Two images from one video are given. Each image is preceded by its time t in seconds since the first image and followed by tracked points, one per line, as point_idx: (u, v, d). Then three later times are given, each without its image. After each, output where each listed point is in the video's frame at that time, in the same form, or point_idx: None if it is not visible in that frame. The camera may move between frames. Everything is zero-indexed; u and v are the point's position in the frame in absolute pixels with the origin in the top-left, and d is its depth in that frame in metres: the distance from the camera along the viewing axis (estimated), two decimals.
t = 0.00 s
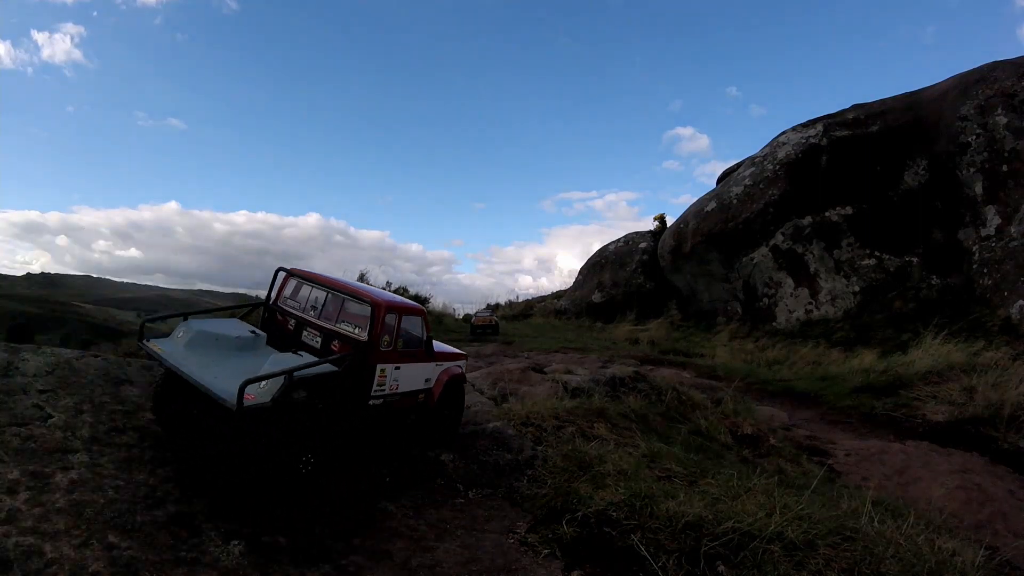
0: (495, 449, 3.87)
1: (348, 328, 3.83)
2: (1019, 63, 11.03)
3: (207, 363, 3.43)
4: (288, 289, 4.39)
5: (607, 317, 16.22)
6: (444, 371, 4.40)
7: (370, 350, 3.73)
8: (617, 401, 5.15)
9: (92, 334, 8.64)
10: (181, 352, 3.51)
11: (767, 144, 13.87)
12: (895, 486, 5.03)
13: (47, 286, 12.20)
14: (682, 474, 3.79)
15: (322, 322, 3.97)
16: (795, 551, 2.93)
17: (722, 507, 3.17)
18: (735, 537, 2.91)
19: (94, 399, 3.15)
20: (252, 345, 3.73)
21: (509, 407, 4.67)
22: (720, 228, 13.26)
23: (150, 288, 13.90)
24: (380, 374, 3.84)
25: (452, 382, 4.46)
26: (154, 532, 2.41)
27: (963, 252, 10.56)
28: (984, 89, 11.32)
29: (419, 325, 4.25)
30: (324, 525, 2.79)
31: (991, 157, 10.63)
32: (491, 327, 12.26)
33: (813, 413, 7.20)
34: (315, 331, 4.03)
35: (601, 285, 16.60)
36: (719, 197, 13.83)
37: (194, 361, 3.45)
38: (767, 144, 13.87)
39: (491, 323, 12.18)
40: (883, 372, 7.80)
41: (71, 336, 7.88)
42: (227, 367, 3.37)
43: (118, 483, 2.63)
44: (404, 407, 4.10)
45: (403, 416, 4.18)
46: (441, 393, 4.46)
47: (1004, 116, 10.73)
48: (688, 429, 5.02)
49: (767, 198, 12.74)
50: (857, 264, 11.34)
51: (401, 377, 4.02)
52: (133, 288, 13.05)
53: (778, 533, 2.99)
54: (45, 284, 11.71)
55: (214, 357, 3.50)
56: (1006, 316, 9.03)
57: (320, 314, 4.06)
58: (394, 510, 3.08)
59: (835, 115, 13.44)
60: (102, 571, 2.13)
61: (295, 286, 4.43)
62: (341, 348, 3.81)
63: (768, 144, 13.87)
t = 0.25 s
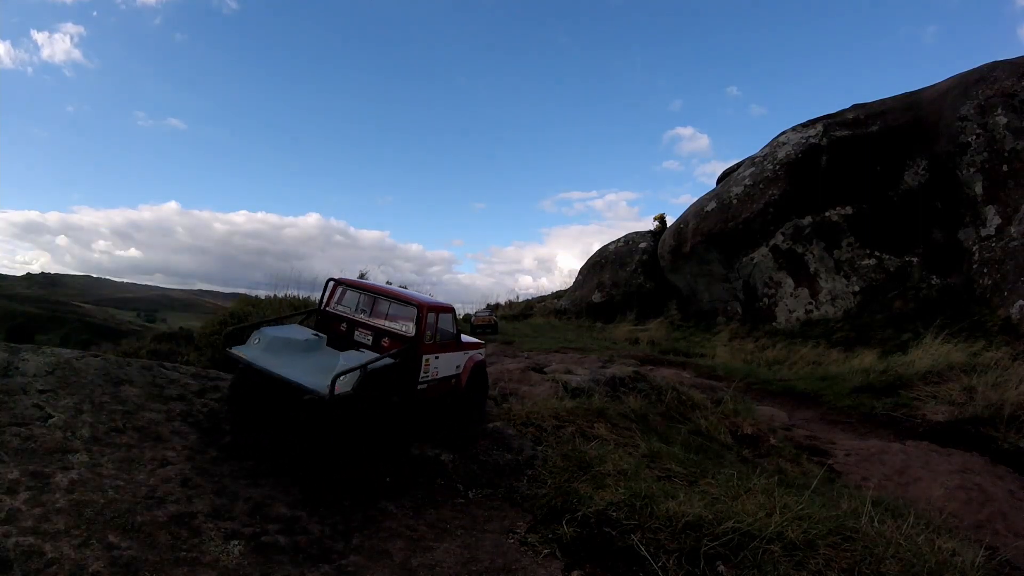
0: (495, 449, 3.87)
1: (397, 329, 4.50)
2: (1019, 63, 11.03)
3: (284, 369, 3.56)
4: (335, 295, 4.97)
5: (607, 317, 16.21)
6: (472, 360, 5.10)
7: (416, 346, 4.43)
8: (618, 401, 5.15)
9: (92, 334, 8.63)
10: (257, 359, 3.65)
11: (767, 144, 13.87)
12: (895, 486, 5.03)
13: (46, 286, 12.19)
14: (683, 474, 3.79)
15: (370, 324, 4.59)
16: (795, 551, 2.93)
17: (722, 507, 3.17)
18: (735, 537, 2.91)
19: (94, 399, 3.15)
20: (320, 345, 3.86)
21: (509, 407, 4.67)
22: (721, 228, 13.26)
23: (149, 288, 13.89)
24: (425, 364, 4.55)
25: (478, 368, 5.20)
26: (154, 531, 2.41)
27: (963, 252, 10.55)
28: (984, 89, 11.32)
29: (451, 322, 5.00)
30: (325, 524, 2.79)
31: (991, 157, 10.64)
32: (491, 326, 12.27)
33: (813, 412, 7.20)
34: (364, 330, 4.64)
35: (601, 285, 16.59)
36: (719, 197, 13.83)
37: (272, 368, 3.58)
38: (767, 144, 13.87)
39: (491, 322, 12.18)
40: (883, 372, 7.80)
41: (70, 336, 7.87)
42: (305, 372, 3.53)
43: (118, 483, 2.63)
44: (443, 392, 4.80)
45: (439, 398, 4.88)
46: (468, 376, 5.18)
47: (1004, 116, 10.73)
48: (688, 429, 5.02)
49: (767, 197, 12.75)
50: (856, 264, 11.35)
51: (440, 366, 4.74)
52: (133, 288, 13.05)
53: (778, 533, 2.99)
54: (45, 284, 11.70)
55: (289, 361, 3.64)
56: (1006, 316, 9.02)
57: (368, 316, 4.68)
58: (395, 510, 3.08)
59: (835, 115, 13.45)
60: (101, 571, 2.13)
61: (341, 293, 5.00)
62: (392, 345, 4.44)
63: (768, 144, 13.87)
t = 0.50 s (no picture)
0: (495, 449, 3.88)
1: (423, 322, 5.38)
2: (1019, 63, 11.03)
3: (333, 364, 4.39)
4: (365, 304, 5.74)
5: (608, 317, 16.19)
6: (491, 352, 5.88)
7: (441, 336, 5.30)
8: (618, 401, 5.15)
9: (91, 334, 8.63)
10: (307, 356, 4.43)
11: (767, 144, 13.87)
12: (895, 486, 5.03)
13: (46, 286, 12.19)
14: (683, 474, 3.79)
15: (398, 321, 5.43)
16: (795, 551, 2.93)
17: (722, 506, 3.17)
18: (735, 537, 2.91)
19: (94, 399, 3.15)
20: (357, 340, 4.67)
21: (509, 407, 4.67)
22: (721, 228, 13.26)
23: (149, 288, 13.89)
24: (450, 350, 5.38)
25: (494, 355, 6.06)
26: (154, 531, 2.41)
27: (963, 251, 10.55)
28: (984, 89, 11.32)
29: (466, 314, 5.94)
30: (325, 524, 2.79)
31: (991, 157, 10.64)
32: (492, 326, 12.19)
33: (813, 412, 7.20)
34: (394, 327, 5.49)
35: (601, 284, 16.59)
36: (719, 197, 13.83)
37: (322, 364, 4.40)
38: (767, 144, 13.87)
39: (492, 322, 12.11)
40: (883, 372, 7.79)
41: (69, 336, 7.87)
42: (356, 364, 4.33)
43: (118, 483, 2.63)
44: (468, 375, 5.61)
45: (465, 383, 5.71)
46: (485, 362, 6.06)
47: (1004, 116, 10.73)
48: (688, 429, 5.02)
49: (768, 197, 12.75)
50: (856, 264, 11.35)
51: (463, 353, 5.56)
52: (133, 287, 13.05)
53: (778, 533, 2.99)
54: (44, 284, 11.69)
55: (335, 357, 4.47)
56: (1006, 316, 9.02)
57: (396, 314, 5.58)
58: (394, 510, 3.08)
59: (835, 115, 13.45)
60: (101, 571, 2.14)
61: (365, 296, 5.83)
62: (420, 337, 5.36)
63: (768, 144, 13.87)
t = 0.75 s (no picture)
0: (495, 449, 3.88)
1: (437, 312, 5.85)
2: (1019, 63, 11.03)
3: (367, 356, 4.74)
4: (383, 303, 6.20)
5: (607, 317, 16.18)
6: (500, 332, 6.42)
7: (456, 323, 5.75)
8: (618, 401, 5.15)
9: (91, 334, 8.63)
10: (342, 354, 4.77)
11: (767, 144, 13.87)
12: (895, 486, 5.03)
13: (46, 286, 12.19)
14: (683, 474, 3.79)
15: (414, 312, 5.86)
16: (795, 551, 2.93)
17: (722, 507, 3.17)
18: (735, 537, 2.91)
19: (94, 399, 3.14)
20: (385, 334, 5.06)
21: (509, 407, 4.66)
22: (721, 228, 13.26)
23: (149, 288, 13.88)
24: (465, 334, 5.86)
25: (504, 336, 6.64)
26: (154, 531, 2.41)
27: (963, 251, 10.55)
28: (984, 89, 11.32)
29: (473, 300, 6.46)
30: (325, 523, 2.79)
31: (991, 157, 10.65)
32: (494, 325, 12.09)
33: (813, 412, 7.20)
34: (413, 320, 5.91)
35: (601, 284, 16.59)
36: (719, 197, 13.83)
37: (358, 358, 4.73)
38: (767, 144, 13.87)
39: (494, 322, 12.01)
40: (883, 372, 7.79)
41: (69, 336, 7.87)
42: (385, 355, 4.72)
43: (118, 483, 2.63)
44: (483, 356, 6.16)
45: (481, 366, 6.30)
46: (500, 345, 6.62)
47: (1004, 116, 10.73)
48: (688, 429, 5.02)
49: (767, 197, 12.75)
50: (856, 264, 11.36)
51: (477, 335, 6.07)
52: (133, 287, 13.05)
53: (778, 533, 2.99)
54: (44, 284, 11.69)
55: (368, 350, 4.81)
56: (1006, 316, 9.01)
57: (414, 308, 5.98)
58: (394, 510, 3.08)
59: (835, 115, 13.45)
60: (101, 571, 2.14)
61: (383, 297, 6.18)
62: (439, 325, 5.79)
63: (768, 144, 13.87)
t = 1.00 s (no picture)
0: (494, 449, 3.88)
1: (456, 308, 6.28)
2: (1019, 63, 11.03)
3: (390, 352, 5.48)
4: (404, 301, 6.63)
5: (607, 317, 16.18)
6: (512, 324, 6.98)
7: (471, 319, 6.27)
8: (618, 401, 5.15)
9: (91, 334, 8.63)
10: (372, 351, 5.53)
11: (767, 144, 13.87)
12: (895, 486, 5.03)
13: (46, 286, 12.20)
14: (683, 474, 3.79)
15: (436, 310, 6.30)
16: (795, 551, 2.92)
17: (722, 506, 3.17)
18: (735, 537, 2.91)
19: (94, 399, 3.14)
20: (406, 333, 5.75)
21: (509, 407, 4.66)
22: (721, 228, 13.26)
23: (148, 288, 13.86)
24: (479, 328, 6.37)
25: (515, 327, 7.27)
26: (154, 531, 2.41)
27: (963, 251, 10.55)
28: (984, 89, 11.31)
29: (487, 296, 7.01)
30: (325, 523, 2.79)
31: (991, 157, 10.65)
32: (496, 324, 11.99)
33: (813, 412, 7.20)
34: (432, 317, 6.38)
35: (601, 284, 16.59)
36: (719, 197, 13.83)
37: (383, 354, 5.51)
38: (767, 144, 13.87)
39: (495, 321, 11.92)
40: (883, 372, 7.80)
41: (68, 336, 7.86)
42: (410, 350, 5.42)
43: (119, 483, 2.63)
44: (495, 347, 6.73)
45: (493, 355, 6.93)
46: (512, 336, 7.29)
47: (1004, 116, 10.73)
48: (688, 429, 5.02)
49: (767, 197, 12.75)
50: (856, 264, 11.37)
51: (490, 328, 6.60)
52: (133, 287, 13.04)
53: (778, 533, 2.99)
54: (43, 284, 11.69)
55: (392, 347, 5.56)
56: (1006, 316, 9.01)
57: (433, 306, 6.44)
58: (394, 509, 3.08)
59: (835, 115, 13.45)
60: (101, 571, 2.14)
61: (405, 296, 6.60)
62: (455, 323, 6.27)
63: (768, 144, 13.87)
